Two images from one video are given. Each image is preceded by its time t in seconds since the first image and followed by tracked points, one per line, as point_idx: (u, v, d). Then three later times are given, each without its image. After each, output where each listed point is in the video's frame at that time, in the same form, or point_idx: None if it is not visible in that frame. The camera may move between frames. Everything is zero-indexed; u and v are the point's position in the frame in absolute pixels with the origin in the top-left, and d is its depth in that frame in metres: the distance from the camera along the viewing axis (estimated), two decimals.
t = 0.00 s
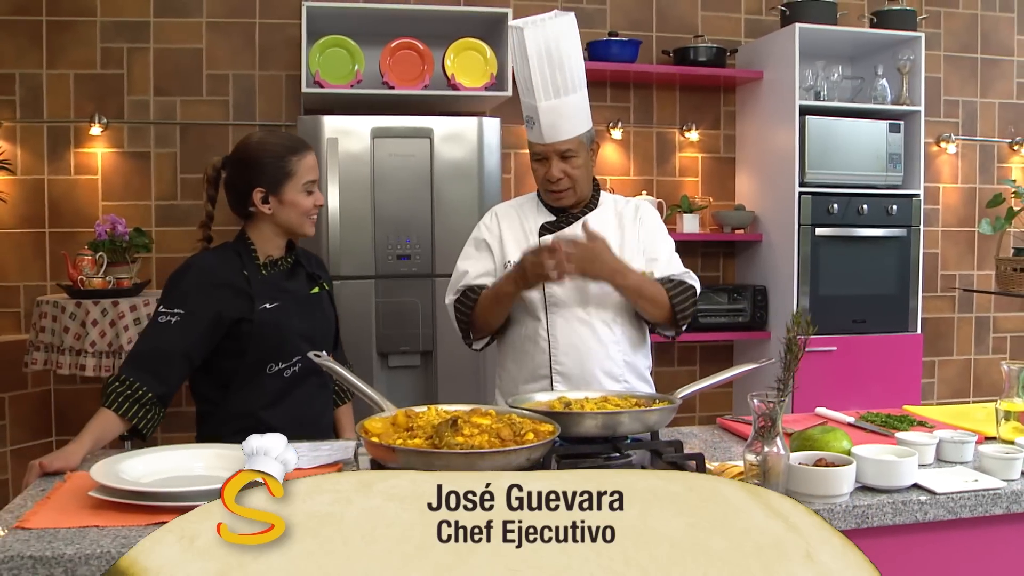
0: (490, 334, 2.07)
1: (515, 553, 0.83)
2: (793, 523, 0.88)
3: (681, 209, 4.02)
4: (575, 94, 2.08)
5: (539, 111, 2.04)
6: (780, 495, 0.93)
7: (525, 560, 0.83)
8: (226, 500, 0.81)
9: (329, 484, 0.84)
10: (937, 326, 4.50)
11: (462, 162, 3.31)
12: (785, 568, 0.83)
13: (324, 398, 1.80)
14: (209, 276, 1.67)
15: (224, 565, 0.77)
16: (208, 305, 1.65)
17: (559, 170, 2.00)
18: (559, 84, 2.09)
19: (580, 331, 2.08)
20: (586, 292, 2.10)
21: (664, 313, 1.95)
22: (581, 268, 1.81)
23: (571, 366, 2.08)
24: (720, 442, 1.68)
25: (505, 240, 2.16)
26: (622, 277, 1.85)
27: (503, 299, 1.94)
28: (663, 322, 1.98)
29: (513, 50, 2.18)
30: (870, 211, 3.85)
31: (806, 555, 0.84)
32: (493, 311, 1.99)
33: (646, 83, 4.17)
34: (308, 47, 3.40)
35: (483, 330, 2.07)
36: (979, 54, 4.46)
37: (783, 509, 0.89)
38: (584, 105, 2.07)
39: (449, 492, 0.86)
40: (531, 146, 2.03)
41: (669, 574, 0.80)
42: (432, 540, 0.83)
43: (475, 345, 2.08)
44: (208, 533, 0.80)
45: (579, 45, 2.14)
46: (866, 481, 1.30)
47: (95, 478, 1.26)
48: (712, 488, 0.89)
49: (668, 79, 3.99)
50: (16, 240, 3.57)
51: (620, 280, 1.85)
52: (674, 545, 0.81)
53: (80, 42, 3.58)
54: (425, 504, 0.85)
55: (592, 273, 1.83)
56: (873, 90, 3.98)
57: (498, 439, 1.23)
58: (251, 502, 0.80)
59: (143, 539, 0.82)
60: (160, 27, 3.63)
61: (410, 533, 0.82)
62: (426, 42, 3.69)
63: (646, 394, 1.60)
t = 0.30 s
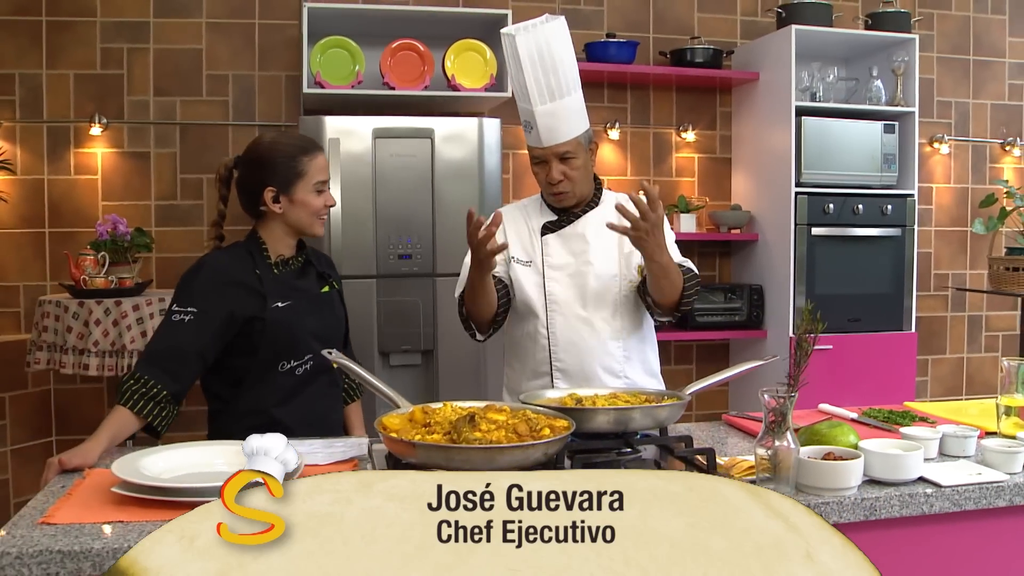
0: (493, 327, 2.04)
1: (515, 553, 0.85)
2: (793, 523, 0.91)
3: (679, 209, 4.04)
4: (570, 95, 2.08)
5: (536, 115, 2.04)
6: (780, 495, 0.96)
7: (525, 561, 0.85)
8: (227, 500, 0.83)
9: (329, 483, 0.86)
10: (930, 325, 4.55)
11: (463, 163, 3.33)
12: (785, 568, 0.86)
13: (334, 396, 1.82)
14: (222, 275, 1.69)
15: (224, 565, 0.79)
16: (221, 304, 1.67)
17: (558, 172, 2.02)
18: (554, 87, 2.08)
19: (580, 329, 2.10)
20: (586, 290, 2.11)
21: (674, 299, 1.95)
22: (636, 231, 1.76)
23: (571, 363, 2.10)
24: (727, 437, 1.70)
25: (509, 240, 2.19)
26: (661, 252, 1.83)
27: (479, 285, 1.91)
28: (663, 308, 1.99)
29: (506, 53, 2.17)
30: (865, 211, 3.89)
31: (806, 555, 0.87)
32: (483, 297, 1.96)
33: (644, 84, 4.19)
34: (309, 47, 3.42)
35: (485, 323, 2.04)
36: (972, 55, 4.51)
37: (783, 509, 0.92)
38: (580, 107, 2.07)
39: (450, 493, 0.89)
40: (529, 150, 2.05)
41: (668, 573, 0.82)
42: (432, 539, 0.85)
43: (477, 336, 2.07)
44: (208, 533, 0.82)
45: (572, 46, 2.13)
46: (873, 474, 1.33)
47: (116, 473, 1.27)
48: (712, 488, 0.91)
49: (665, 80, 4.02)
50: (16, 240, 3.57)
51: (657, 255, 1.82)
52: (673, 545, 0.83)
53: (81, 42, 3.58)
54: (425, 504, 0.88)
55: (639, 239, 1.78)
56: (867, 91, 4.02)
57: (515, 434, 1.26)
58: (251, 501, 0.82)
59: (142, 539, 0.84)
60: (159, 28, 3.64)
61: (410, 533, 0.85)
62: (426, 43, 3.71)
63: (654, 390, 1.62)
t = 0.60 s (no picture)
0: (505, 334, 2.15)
1: (514, 553, 0.82)
2: (792, 523, 0.88)
3: (679, 209, 4.07)
4: (577, 99, 2.10)
5: (543, 120, 2.07)
6: (780, 495, 0.94)
7: (525, 560, 0.82)
8: (227, 500, 0.78)
9: (329, 484, 0.81)
10: (927, 323, 4.59)
11: (466, 163, 3.35)
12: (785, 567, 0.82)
13: (345, 392, 1.84)
14: (236, 273, 1.70)
15: (225, 565, 0.74)
16: (235, 302, 1.68)
17: (569, 176, 2.03)
18: (560, 91, 2.11)
19: (589, 329, 2.12)
20: (594, 290, 2.14)
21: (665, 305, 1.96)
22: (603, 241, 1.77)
23: (580, 363, 2.13)
24: (735, 432, 1.71)
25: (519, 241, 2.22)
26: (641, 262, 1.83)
27: (491, 288, 1.99)
28: (660, 314, 2.00)
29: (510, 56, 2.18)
30: (864, 210, 3.92)
31: (806, 555, 0.83)
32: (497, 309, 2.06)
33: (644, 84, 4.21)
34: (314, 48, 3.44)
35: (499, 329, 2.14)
36: (969, 56, 4.55)
37: (783, 509, 0.90)
38: (587, 109, 2.10)
39: (449, 492, 0.86)
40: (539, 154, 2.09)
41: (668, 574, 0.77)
42: (432, 540, 0.81)
43: (493, 343, 2.15)
44: (208, 533, 0.77)
45: (576, 47, 2.15)
46: (881, 468, 1.36)
47: (137, 468, 1.29)
48: (713, 488, 0.88)
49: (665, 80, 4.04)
50: (20, 239, 3.58)
51: (632, 264, 1.82)
52: (674, 545, 0.79)
53: (84, 42, 3.59)
54: (425, 504, 0.85)
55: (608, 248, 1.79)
56: (866, 92, 4.06)
57: (531, 429, 1.28)
58: (251, 501, 0.78)
59: (143, 538, 0.80)
60: (163, 28, 3.64)
61: (410, 533, 0.81)
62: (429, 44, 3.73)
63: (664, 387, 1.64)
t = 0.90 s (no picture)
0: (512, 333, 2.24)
1: (514, 553, 0.72)
2: (793, 523, 0.78)
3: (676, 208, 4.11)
4: (579, 99, 2.12)
5: (545, 121, 2.09)
6: (779, 495, 0.83)
7: (525, 560, 0.72)
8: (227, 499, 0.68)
9: (329, 483, 0.71)
10: (922, 322, 4.62)
11: (467, 162, 3.36)
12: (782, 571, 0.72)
13: (353, 389, 1.86)
14: (244, 271, 1.71)
15: (225, 565, 0.66)
16: (244, 300, 1.69)
17: (572, 175, 2.07)
18: (562, 91, 2.13)
19: (577, 328, 2.11)
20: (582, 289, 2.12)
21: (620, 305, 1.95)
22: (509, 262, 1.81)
23: (569, 360, 2.14)
24: (738, 428, 1.73)
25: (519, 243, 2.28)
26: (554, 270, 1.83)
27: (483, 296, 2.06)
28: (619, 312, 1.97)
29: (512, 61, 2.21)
30: (860, 209, 3.95)
31: (806, 555, 0.73)
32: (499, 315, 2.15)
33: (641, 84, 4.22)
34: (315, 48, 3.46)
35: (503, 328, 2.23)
36: (963, 57, 4.59)
37: (783, 509, 0.80)
38: (588, 109, 2.11)
39: (449, 492, 0.76)
40: (541, 155, 2.10)
41: None
42: (432, 540, 0.72)
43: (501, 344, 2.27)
44: (208, 533, 0.68)
45: (576, 49, 2.17)
46: (885, 461, 1.39)
47: (152, 463, 1.30)
48: (712, 488, 0.78)
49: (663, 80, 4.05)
50: (20, 239, 3.58)
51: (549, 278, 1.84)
52: (674, 545, 0.69)
53: (84, 42, 3.59)
54: (425, 504, 0.75)
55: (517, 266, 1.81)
56: (862, 92, 4.09)
57: (542, 424, 1.30)
58: (250, 501, 0.68)
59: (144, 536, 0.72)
60: (162, 28, 3.65)
61: (410, 533, 0.71)
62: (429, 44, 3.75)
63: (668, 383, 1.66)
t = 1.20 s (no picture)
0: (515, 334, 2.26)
1: (515, 553, 0.74)
2: (793, 523, 0.79)
3: (670, 208, 4.10)
4: (563, 97, 2.13)
5: (531, 120, 2.11)
6: (779, 495, 0.84)
7: (523, 560, 0.74)
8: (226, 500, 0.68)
9: (329, 483, 0.73)
10: (914, 321, 4.65)
11: (463, 162, 3.37)
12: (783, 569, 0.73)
13: (353, 387, 1.88)
14: (246, 270, 1.72)
15: (225, 565, 0.66)
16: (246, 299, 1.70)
17: (559, 173, 2.08)
18: (546, 90, 2.14)
19: (554, 327, 2.14)
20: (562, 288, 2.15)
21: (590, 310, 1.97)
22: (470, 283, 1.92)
23: (549, 358, 2.17)
24: (737, 425, 1.75)
25: (514, 243, 2.32)
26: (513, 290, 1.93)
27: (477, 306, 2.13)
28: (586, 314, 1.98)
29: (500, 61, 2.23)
30: (853, 209, 3.99)
31: (805, 554, 0.75)
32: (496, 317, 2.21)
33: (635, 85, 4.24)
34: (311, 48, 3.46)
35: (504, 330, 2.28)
36: (953, 58, 4.64)
37: (783, 509, 0.81)
38: (575, 107, 2.12)
39: (450, 492, 0.77)
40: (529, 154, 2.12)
41: None
42: (432, 540, 0.73)
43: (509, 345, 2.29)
44: (208, 533, 0.69)
45: (562, 49, 2.19)
46: (882, 456, 1.41)
47: (159, 461, 1.32)
48: (711, 488, 0.79)
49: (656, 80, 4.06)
50: (15, 239, 3.58)
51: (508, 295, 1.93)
52: (674, 545, 0.72)
53: (80, 42, 3.59)
54: (424, 505, 0.76)
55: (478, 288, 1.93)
56: (854, 92, 4.13)
57: (545, 419, 1.32)
58: (249, 501, 0.69)
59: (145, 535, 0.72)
60: (158, 28, 3.65)
61: (410, 533, 0.73)
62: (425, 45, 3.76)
63: (667, 379, 1.68)
